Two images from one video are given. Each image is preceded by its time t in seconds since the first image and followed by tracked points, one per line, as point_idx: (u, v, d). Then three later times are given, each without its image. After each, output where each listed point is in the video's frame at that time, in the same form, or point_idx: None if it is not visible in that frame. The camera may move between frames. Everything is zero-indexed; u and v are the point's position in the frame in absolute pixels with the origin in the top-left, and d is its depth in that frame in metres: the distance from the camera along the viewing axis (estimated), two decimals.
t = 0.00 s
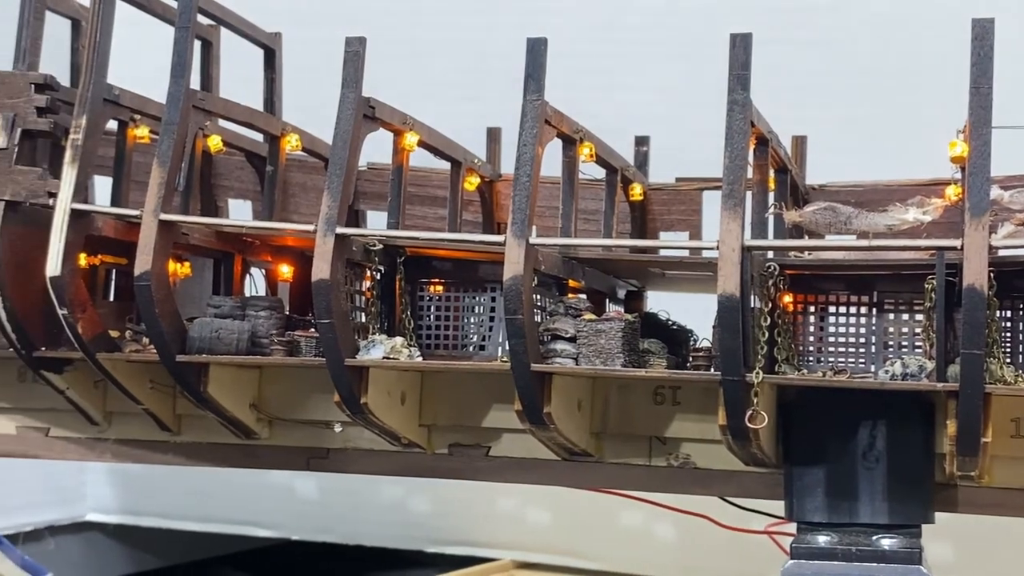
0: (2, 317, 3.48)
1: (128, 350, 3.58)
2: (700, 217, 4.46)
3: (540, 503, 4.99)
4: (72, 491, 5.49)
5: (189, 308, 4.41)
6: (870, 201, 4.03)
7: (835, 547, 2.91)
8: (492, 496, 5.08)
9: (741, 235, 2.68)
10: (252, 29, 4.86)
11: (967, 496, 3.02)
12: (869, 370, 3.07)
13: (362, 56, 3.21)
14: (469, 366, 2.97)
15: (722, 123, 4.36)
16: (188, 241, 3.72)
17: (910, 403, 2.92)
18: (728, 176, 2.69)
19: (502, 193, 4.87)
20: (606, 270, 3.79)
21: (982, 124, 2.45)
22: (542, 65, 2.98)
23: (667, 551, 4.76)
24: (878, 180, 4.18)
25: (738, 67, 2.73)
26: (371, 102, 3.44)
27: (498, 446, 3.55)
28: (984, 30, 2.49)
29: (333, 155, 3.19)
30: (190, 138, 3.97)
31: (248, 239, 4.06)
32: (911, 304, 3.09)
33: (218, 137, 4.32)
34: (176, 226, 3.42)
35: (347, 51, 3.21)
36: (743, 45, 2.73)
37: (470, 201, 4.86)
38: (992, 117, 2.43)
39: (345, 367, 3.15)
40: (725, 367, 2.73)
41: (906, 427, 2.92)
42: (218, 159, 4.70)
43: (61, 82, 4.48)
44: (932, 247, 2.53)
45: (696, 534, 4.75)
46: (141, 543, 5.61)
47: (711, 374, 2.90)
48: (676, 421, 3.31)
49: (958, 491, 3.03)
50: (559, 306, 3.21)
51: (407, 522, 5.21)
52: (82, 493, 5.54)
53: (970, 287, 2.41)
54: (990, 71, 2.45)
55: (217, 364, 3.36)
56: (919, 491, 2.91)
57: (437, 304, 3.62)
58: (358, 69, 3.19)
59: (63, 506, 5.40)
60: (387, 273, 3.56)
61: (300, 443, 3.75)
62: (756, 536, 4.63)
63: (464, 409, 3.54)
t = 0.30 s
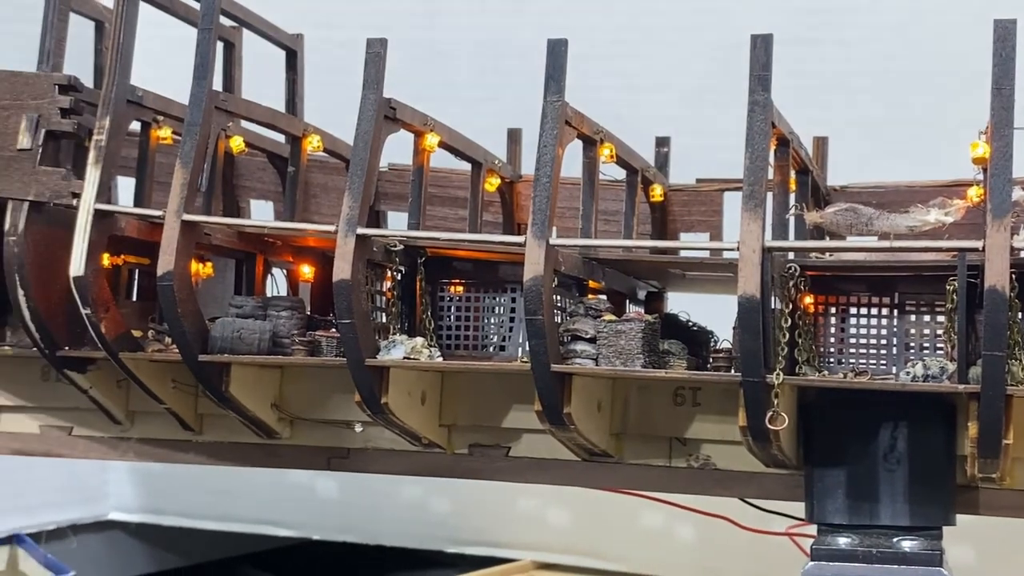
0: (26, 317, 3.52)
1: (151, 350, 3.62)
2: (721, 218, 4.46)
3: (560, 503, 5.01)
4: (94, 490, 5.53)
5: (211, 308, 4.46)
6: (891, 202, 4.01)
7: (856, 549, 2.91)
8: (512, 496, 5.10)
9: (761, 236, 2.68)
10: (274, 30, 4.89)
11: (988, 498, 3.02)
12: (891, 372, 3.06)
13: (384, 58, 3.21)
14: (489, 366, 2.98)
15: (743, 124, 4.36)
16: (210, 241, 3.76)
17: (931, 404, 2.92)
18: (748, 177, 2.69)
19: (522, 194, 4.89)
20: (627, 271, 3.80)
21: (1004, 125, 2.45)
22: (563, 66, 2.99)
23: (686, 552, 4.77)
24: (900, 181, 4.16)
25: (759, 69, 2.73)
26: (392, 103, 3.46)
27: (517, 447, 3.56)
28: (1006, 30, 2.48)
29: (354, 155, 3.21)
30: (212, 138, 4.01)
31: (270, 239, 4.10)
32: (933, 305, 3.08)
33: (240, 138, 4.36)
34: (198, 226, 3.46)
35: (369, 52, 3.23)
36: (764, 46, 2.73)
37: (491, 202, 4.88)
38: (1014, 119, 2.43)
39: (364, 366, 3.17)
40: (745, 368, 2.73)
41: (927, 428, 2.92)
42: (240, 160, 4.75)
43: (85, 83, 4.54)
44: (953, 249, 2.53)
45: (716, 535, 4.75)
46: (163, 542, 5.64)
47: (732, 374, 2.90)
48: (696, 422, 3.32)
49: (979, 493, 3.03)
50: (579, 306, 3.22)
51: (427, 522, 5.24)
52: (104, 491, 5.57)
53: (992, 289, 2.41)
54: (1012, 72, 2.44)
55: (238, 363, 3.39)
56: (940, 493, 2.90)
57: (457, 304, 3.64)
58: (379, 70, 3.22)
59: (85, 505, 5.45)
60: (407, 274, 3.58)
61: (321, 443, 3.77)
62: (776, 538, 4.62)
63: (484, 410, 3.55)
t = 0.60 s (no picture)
0: (50, 316, 3.57)
1: (174, 350, 3.66)
2: (743, 220, 4.45)
3: (580, 504, 5.02)
4: (117, 488, 5.62)
5: (233, 307, 4.50)
6: (914, 204, 4.00)
7: (877, 551, 2.91)
8: (533, 497, 5.11)
9: (783, 237, 2.69)
10: (296, 32, 4.93)
11: (1011, 500, 3.00)
12: (913, 374, 3.05)
13: (406, 59, 3.24)
14: (510, 366, 3.00)
15: (765, 124, 4.36)
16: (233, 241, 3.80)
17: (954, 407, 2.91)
18: (770, 178, 2.70)
19: (543, 195, 4.90)
20: (647, 272, 3.81)
21: None
22: (584, 67, 3.01)
23: (707, 554, 4.77)
24: (923, 182, 4.14)
25: (781, 70, 2.73)
26: (414, 104, 3.49)
27: (538, 447, 3.57)
28: None
29: (376, 156, 3.24)
30: (235, 138, 4.05)
31: (292, 240, 4.13)
32: (955, 307, 3.07)
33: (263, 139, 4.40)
34: (221, 226, 3.49)
35: (391, 54, 3.25)
36: (786, 48, 2.74)
37: (512, 203, 4.89)
38: None
39: (386, 367, 3.20)
40: (766, 369, 2.73)
41: (949, 430, 2.91)
42: (263, 160, 4.79)
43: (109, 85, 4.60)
44: (976, 250, 2.52)
45: (737, 537, 4.74)
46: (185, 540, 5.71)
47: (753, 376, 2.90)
48: (717, 423, 3.32)
49: (1001, 496, 3.02)
50: (600, 307, 3.24)
51: (448, 522, 5.26)
52: (128, 489, 5.66)
53: (1014, 290, 2.40)
54: None
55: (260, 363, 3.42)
56: (962, 496, 2.89)
57: (478, 305, 3.66)
58: (401, 72, 3.24)
59: (108, 504, 5.54)
60: (428, 274, 3.61)
61: (342, 442, 3.80)
62: (797, 540, 4.61)
63: (505, 410, 3.57)
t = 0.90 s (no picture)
0: (75, 316, 3.63)
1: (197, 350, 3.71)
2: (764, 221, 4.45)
3: (601, 505, 5.03)
4: (142, 487, 5.76)
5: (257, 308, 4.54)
6: (936, 205, 3.98)
7: (899, 553, 2.91)
8: (553, 498, 5.13)
9: (805, 239, 2.69)
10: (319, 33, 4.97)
11: None
12: (935, 376, 3.05)
13: (428, 60, 3.27)
14: (531, 367, 3.02)
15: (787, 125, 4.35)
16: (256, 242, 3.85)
17: (977, 408, 2.90)
18: (792, 180, 2.71)
19: (565, 196, 4.91)
20: (668, 273, 3.82)
21: None
22: (605, 68, 3.02)
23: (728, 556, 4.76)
24: (946, 183, 4.12)
25: (802, 71, 2.74)
26: (436, 105, 3.52)
27: (558, 447, 3.59)
28: None
29: (398, 157, 3.27)
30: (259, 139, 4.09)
31: (314, 240, 4.17)
32: (978, 309, 3.07)
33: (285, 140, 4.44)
34: (244, 227, 3.53)
35: (413, 55, 3.28)
36: (808, 49, 2.74)
37: (533, 204, 4.91)
38: None
39: (407, 367, 3.22)
40: (787, 370, 2.74)
41: (972, 432, 2.90)
42: (286, 161, 4.84)
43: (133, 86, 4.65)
44: (999, 252, 2.51)
45: (758, 539, 4.73)
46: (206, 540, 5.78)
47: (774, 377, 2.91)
48: (738, 424, 3.32)
49: None
50: (621, 308, 3.26)
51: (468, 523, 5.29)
52: (151, 489, 5.79)
53: None
54: None
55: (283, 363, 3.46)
56: (985, 499, 2.88)
57: (500, 305, 3.69)
58: (423, 73, 3.27)
59: (134, 502, 5.70)
60: (450, 275, 3.63)
61: (364, 442, 3.84)
62: (819, 542, 4.60)
63: (526, 411, 3.59)
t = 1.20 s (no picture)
0: (101, 316, 3.68)
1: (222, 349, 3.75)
2: (787, 223, 4.44)
3: (622, 507, 5.04)
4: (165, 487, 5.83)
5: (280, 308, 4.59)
6: (960, 207, 3.95)
7: (922, 556, 2.92)
8: (575, 499, 5.14)
9: (827, 240, 2.70)
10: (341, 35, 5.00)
11: None
12: (959, 378, 3.04)
13: (450, 61, 3.30)
14: (554, 368, 3.04)
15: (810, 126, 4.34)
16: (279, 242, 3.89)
17: (1000, 411, 2.89)
18: (815, 181, 2.71)
19: (587, 197, 4.93)
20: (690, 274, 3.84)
21: None
22: (627, 69, 3.04)
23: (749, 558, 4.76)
24: (970, 185, 4.10)
25: (826, 72, 2.74)
26: (459, 107, 3.54)
27: (580, 449, 3.61)
28: None
29: (421, 158, 3.30)
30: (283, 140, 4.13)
31: (337, 241, 4.21)
32: (1002, 311, 3.06)
33: (309, 141, 4.48)
34: (267, 227, 3.57)
35: (436, 57, 3.31)
36: (831, 50, 2.75)
37: (554, 205, 4.92)
38: None
39: (429, 367, 3.24)
40: (811, 372, 2.74)
41: (995, 435, 2.90)
42: (309, 162, 4.88)
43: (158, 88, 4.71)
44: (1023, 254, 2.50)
45: (780, 542, 4.72)
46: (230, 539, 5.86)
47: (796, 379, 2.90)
48: (760, 426, 3.33)
49: None
50: (643, 310, 3.27)
51: (489, 524, 5.31)
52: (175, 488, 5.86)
53: None
54: None
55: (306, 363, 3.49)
56: (1007, 502, 2.90)
57: (523, 306, 3.71)
58: (445, 75, 3.29)
59: (157, 502, 5.77)
60: (473, 276, 3.66)
61: (387, 443, 3.87)
62: (841, 544, 4.59)
63: (548, 412, 3.61)
